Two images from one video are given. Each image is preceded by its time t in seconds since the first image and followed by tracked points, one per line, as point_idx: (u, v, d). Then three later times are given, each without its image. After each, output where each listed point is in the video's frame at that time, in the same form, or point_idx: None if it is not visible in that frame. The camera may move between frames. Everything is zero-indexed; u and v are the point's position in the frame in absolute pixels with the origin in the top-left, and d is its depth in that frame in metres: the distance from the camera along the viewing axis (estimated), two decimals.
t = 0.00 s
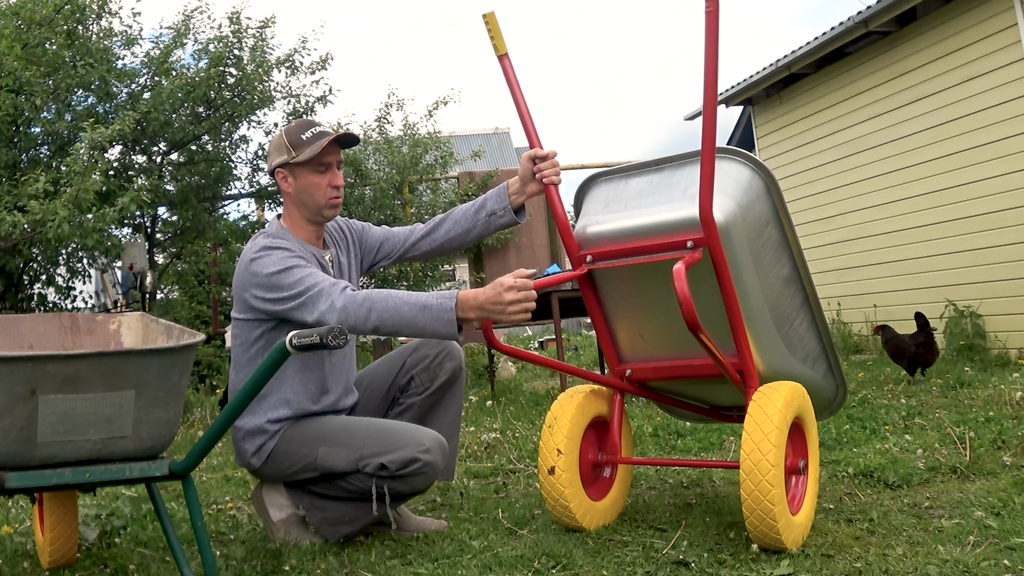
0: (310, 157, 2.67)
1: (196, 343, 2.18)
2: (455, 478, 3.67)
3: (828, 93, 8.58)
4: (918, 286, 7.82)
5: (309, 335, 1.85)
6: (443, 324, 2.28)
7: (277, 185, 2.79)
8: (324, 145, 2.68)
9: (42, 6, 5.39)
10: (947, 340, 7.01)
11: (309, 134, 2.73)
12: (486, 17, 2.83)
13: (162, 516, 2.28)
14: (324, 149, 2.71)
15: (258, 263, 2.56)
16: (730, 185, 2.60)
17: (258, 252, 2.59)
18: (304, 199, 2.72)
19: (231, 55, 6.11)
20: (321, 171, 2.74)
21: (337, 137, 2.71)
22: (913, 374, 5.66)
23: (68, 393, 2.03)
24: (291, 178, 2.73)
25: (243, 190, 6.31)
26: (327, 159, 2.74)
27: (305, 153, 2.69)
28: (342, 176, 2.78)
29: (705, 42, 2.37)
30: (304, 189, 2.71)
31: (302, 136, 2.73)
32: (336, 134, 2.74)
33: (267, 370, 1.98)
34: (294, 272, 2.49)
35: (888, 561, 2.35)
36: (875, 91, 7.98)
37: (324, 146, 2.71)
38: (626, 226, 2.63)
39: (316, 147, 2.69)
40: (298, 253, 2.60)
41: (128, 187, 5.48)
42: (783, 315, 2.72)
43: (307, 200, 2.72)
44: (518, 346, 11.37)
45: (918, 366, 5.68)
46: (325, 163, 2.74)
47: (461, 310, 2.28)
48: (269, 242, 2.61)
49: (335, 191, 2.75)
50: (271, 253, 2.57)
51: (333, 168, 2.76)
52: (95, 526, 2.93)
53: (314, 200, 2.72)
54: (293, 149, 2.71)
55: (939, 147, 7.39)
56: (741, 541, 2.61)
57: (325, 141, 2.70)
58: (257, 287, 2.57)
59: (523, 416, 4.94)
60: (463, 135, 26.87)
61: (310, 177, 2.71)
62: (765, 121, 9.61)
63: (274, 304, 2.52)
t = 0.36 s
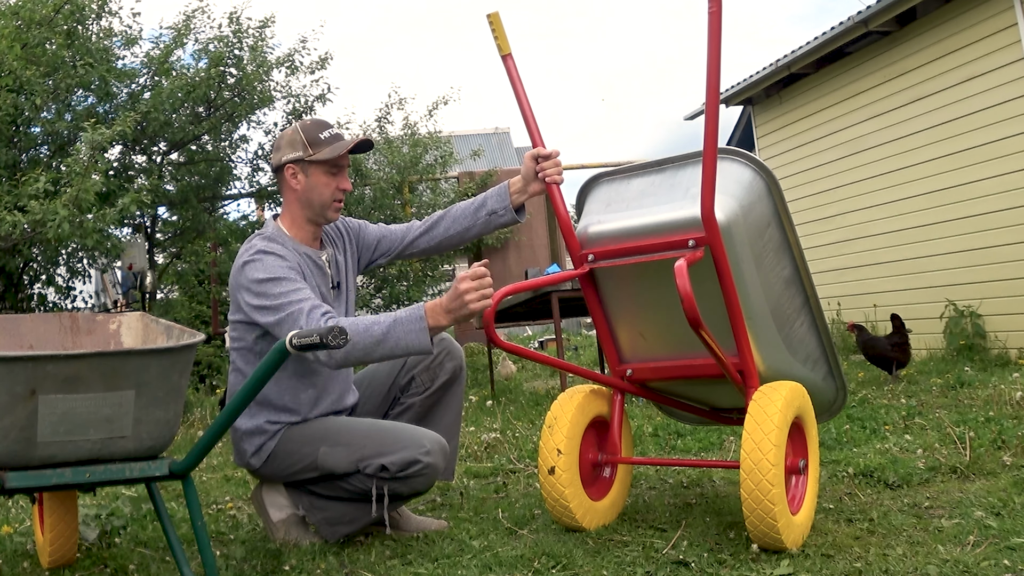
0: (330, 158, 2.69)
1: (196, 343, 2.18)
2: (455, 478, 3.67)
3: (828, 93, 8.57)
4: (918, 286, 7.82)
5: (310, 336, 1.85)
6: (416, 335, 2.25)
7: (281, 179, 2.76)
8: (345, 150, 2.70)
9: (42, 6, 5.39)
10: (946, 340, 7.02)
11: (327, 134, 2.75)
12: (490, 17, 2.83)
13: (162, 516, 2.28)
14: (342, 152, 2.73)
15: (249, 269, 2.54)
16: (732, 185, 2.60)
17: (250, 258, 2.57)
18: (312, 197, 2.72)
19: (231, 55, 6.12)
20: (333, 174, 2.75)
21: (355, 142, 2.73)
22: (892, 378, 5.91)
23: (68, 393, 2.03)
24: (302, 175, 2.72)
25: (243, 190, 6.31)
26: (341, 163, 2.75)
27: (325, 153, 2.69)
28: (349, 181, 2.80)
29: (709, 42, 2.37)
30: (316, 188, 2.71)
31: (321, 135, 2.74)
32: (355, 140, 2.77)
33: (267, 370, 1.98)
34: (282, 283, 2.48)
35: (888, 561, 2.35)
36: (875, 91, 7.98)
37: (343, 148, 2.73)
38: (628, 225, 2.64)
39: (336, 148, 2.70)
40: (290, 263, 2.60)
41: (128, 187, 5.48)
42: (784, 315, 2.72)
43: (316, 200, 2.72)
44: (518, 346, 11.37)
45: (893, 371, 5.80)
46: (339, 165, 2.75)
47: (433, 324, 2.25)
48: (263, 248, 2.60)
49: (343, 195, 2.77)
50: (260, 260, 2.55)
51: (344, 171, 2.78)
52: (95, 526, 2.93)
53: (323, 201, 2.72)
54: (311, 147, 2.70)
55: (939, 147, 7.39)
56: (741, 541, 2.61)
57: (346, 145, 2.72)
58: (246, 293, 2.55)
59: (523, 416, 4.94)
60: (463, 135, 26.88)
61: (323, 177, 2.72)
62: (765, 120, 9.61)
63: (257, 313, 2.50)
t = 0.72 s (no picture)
0: (319, 173, 2.67)
1: (196, 343, 2.18)
2: (455, 478, 3.67)
3: (828, 93, 8.57)
4: (918, 286, 7.81)
5: (309, 336, 1.85)
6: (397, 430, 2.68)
7: (271, 193, 2.75)
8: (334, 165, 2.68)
9: (42, 6, 5.40)
10: (946, 340, 7.02)
11: (314, 147, 2.72)
12: (489, 17, 2.83)
13: (161, 516, 2.28)
14: (331, 167, 2.71)
15: (248, 300, 2.58)
16: (732, 185, 2.60)
17: (247, 284, 2.59)
18: (303, 212, 2.71)
19: (231, 55, 6.12)
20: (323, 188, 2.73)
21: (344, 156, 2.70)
22: (891, 377, 5.91)
23: (68, 393, 2.03)
24: (292, 190, 2.70)
25: (243, 190, 6.32)
26: (330, 175, 2.73)
27: (313, 169, 2.68)
28: (340, 192, 2.78)
29: (709, 41, 2.37)
30: (306, 204, 2.70)
31: (307, 149, 2.71)
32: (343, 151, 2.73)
33: (264, 373, 1.98)
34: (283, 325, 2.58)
35: (888, 561, 2.35)
36: (875, 91, 7.98)
37: (331, 162, 2.70)
38: (628, 225, 2.64)
39: (323, 163, 2.68)
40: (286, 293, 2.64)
41: (128, 187, 5.48)
42: (784, 315, 2.72)
43: (307, 215, 2.72)
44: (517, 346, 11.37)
45: (879, 372, 5.79)
46: (329, 179, 2.73)
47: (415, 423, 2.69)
48: (258, 274, 2.61)
49: (333, 207, 2.77)
50: (258, 291, 2.59)
51: (335, 184, 2.76)
52: (95, 526, 2.93)
53: (314, 214, 2.72)
54: (299, 163, 2.68)
55: (939, 147, 7.39)
56: (741, 541, 2.61)
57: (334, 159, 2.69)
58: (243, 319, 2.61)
59: (523, 416, 4.94)
60: (463, 135, 26.89)
61: (313, 192, 2.70)
62: (765, 121, 9.61)
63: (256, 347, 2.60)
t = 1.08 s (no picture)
0: (315, 165, 2.67)
1: (196, 343, 2.18)
2: (455, 478, 3.67)
3: (828, 93, 8.57)
4: (918, 285, 7.81)
5: (309, 335, 1.85)
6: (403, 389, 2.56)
7: (273, 189, 2.77)
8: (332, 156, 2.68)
9: (42, 6, 5.40)
10: (946, 340, 7.03)
11: (312, 140, 2.74)
12: (486, 17, 2.83)
13: (162, 516, 2.28)
14: (328, 158, 2.71)
15: (245, 291, 2.57)
16: (731, 184, 2.60)
17: (246, 276, 2.59)
18: (302, 206, 2.71)
19: (231, 55, 6.12)
20: (323, 180, 2.73)
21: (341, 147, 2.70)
22: (892, 378, 5.90)
23: (68, 393, 2.03)
24: (291, 184, 2.72)
25: (243, 190, 6.31)
26: (329, 168, 2.73)
27: (310, 161, 2.68)
28: (341, 185, 2.78)
29: (706, 41, 2.37)
30: (305, 196, 2.70)
31: (306, 142, 2.73)
32: (341, 143, 2.75)
33: (266, 371, 1.98)
34: (279, 316, 2.56)
35: (888, 561, 2.35)
36: (876, 91, 7.98)
37: (329, 153, 2.71)
38: (627, 225, 2.63)
39: (321, 154, 2.69)
40: (284, 284, 2.62)
41: (128, 187, 5.47)
42: (784, 315, 2.72)
43: (307, 207, 2.71)
44: (518, 346, 11.37)
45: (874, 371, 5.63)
46: (328, 171, 2.73)
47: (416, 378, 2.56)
48: (258, 265, 2.61)
49: (334, 200, 2.76)
50: (257, 281, 2.59)
51: (334, 177, 2.76)
52: (95, 526, 2.92)
53: (313, 207, 2.71)
54: (296, 156, 2.70)
55: (939, 147, 7.39)
56: (741, 541, 2.61)
57: (331, 150, 2.70)
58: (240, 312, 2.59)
59: (523, 416, 4.94)
60: (463, 135, 26.88)
61: (311, 184, 2.71)
62: (765, 121, 9.60)
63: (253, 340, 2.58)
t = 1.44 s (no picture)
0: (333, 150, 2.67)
1: (196, 343, 2.18)
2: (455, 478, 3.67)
3: (828, 93, 8.57)
4: (918, 285, 7.81)
5: (309, 336, 1.85)
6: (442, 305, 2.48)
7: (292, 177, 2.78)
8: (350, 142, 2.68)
9: (42, 6, 5.40)
10: (946, 340, 7.03)
11: (330, 128, 2.74)
12: (484, 18, 2.83)
13: (162, 517, 2.28)
14: (346, 145, 2.71)
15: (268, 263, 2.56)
16: (729, 184, 2.60)
17: (268, 249, 2.58)
18: (322, 194, 2.71)
19: (231, 55, 6.12)
20: (341, 167, 2.74)
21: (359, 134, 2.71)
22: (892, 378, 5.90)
23: (68, 393, 2.03)
24: (310, 171, 2.72)
25: (243, 190, 6.32)
26: (347, 156, 2.74)
27: (328, 146, 2.68)
28: (360, 173, 2.78)
29: (704, 42, 2.37)
30: (324, 183, 2.70)
31: (323, 130, 2.73)
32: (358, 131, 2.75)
33: (267, 371, 1.98)
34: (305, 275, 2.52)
35: (888, 561, 2.35)
36: (876, 91, 7.98)
37: (346, 141, 2.71)
38: (626, 225, 2.64)
39: (338, 140, 2.69)
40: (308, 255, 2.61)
41: (128, 187, 5.47)
42: (784, 314, 2.72)
43: (325, 194, 2.71)
44: (517, 346, 11.37)
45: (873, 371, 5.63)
46: (346, 158, 2.74)
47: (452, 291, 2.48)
48: (280, 239, 2.61)
49: (353, 187, 2.75)
50: (280, 251, 2.58)
51: (352, 164, 2.76)
52: (95, 526, 2.92)
53: (332, 193, 2.71)
54: (314, 142, 2.69)
55: (939, 147, 7.39)
56: (741, 541, 2.61)
57: (349, 136, 2.70)
58: (263, 284, 2.58)
59: (523, 416, 4.94)
60: (463, 135, 26.89)
61: (330, 172, 2.71)
62: (766, 121, 9.60)
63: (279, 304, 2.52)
